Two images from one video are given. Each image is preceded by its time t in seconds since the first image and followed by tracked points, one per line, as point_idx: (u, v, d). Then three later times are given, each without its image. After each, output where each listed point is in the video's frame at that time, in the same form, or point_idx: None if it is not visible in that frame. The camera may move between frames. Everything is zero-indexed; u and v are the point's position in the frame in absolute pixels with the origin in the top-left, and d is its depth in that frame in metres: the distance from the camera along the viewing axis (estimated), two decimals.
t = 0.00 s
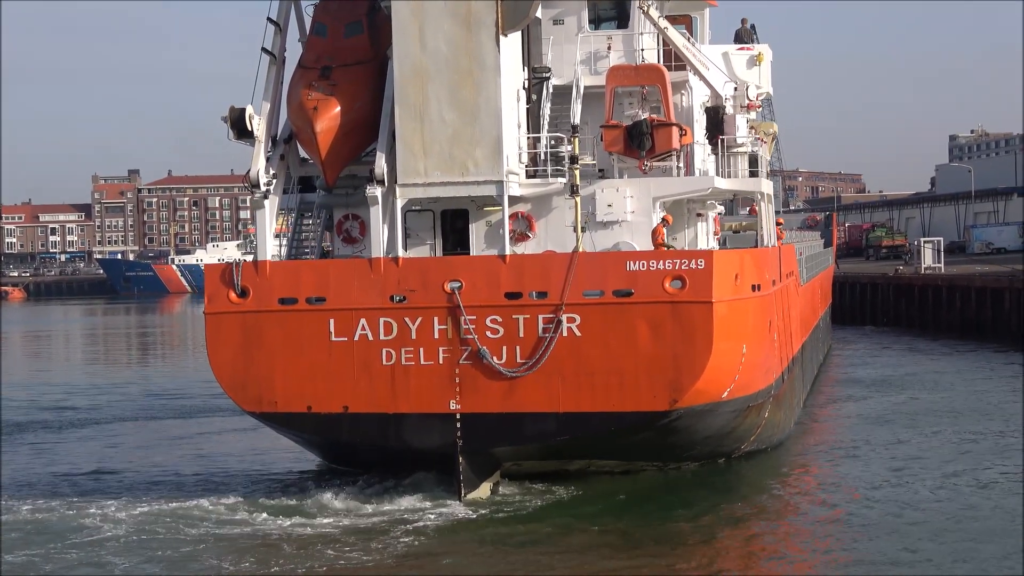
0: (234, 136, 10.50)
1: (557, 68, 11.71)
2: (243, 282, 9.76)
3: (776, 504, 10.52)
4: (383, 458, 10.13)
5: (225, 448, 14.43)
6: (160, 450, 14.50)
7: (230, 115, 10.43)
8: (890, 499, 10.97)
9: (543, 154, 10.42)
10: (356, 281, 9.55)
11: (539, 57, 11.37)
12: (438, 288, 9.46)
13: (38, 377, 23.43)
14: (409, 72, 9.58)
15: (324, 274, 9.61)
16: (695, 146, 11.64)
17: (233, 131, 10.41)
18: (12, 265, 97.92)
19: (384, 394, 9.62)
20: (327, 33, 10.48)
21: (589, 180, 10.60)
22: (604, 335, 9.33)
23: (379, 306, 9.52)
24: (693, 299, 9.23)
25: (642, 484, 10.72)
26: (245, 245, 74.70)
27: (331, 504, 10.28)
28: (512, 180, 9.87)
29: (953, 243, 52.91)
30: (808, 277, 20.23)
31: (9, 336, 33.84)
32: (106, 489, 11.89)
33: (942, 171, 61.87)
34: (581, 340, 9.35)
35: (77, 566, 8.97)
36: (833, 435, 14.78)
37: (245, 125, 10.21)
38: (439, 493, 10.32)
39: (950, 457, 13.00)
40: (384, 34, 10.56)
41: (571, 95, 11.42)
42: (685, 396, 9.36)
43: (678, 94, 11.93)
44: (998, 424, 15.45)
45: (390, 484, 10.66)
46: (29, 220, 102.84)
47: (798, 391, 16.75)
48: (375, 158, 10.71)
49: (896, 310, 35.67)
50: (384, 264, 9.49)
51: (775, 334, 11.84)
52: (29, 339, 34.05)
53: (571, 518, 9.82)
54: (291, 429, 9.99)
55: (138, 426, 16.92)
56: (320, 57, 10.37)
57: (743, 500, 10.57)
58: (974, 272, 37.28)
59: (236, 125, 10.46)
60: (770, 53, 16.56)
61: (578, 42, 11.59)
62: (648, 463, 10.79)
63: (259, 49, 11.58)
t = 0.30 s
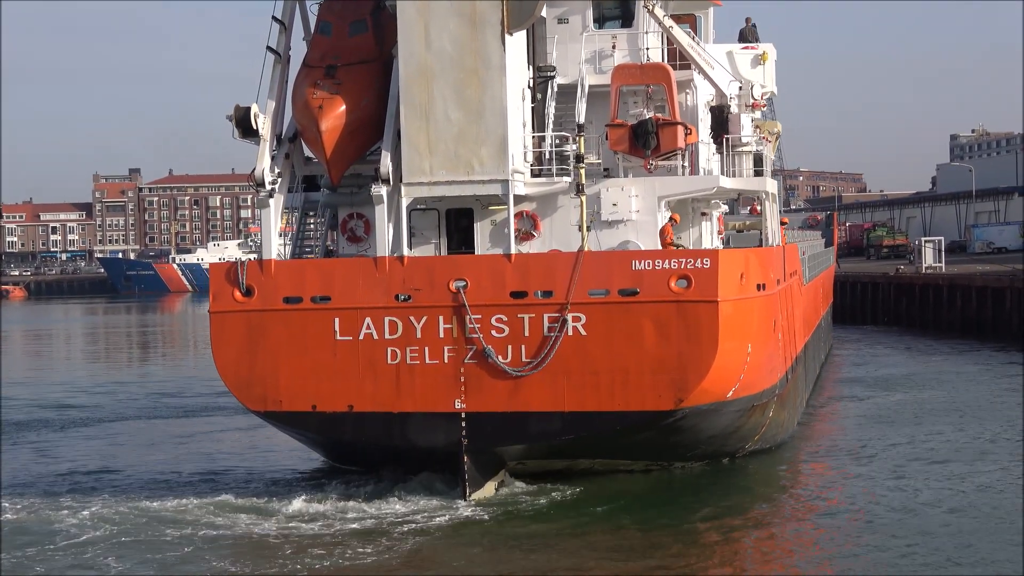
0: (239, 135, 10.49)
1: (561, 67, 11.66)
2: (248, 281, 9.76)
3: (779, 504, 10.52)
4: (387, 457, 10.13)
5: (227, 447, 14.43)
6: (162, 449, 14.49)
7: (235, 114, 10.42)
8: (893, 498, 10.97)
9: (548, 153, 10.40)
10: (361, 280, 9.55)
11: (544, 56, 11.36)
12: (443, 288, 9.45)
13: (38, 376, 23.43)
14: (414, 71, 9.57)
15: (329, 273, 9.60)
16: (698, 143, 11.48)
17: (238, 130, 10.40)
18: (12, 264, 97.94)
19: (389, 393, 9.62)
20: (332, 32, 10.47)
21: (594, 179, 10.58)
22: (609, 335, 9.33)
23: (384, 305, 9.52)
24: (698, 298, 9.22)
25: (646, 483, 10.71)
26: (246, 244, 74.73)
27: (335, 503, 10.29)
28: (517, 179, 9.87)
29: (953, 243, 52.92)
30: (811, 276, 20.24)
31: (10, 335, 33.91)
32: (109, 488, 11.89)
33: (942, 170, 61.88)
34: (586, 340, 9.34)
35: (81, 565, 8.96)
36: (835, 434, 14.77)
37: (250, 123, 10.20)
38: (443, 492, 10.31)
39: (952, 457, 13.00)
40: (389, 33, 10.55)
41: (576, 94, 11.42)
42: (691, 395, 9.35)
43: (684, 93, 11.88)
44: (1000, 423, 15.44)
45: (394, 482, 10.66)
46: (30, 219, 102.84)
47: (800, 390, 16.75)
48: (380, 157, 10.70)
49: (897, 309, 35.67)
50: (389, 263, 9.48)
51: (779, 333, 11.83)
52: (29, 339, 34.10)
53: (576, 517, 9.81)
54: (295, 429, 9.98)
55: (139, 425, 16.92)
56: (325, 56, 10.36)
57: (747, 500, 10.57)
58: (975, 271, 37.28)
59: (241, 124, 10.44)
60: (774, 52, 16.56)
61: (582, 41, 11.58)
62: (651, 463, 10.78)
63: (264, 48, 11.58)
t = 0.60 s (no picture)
0: (243, 134, 10.50)
1: (566, 67, 11.62)
2: (251, 280, 9.75)
3: (782, 504, 10.51)
4: (391, 457, 10.12)
5: (228, 446, 14.42)
6: (163, 448, 14.47)
7: (239, 114, 10.42)
8: (896, 498, 10.97)
9: (552, 153, 10.40)
10: (365, 280, 9.55)
11: (548, 55, 11.35)
12: (447, 287, 9.45)
13: (37, 376, 23.39)
14: (418, 70, 9.57)
15: (333, 273, 9.60)
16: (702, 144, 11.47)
17: (242, 130, 10.41)
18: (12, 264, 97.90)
19: (393, 393, 9.61)
20: (336, 31, 10.46)
21: (598, 179, 10.57)
22: (613, 335, 9.32)
23: (388, 305, 9.51)
24: (702, 298, 9.22)
25: (650, 483, 10.70)
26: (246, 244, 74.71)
27: (338, 503, 10.28)
28: (521, 179, 9.86)
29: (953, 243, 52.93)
30: (812, 276, 20.25)
31: (9, 335, 33.88)
32: (111, 487, 11.87)
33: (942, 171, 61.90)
34: (590, 339, 9.34)
35: (85, 565, 8.95)
36: (837, 434, 14.77)
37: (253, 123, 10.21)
38: (447, 492, 10.30)
39: (954, 457, 13.00)
40: (393, 32, 10.55)
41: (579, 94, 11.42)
42: (695, 395, 9.35)
43: (688, 93, 11.86)
44: (1001, 423, 15.45)
45: (397, 482, 10.65)
46: (30, 218, 102.79)
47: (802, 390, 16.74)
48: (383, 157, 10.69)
49: (897, 309, 35.67)
50: (393, 263, 9.48)
51: (782, 333, 11.83)
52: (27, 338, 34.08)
53: (580, 517, 9.80)
54: (299, 428, 9.98)
55: (140, 424, 16.91)
56: (329, 56, 10.36)
57: (751, 499, 10.57)
58: (975, 272, 37.30)
59: (245, 123, 10.44)
60: (777, 52, 16.56)
61: (586, 41, 11.57)
62: (655, 463, 10.77)
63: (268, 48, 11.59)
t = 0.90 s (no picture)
0: (247, 134, 10.51)
1: (570, 68, 11.68)
2: (255, 280, 9.75)
3: (785, 506, 10.50)
4: (393, 457, 10.11)
5: (228, 446, 14.40)
6: (164, 448, 14.46)
7: (243, 113, 10.43)
8: (899, 500, 10.96)
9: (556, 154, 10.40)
10: (368, 280, 9.54)
11: (552, 56, 11.36)
12: (451, 288, 9.45)
13: (37, 375, 23.37)
14: (422, 70, 9.56)
15: (336, 273, 9.59)
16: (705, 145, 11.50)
17: (246, 129, 10.42)
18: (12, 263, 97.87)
19: (396, 393, 9.60)
20: (339, 31, 10.47)
21: (602, 180, 10.57)
22: (617, 336, 9.31)
23: (392, 305, 9.51)
24: (706, 299, 9.21)
25: (652, 485, 10.69)
26: (245, 244, 74.62)
27: (341, 504, 10.26)
28: (525, 180, 9.85)
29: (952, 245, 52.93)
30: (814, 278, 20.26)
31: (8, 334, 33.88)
32: (110, 488, 11.85)
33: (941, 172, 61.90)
34: (594, 340, 9.33)
35: (85, 565, 8.93)
36: (839, 436, 14.76)
37: (257, 123, 10.22)
38: (450, 493, 10.29)
39: (955, 458, 12.99)
40: (396, 32, 10.55)
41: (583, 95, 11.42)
42: (699, 396, 9.33)
43: (690, 94, 11.87)
44: (1002, 425, 15.44)
45: (399, 483, 10.64)
46: (29, 218, 102.73)
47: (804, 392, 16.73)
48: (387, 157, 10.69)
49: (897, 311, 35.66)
50: (396, 263, 9.48)
51: (785, 335, 11.82)
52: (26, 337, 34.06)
53: (583, 518, 9.78)
54: (302, 429, 9.97)
55: (141, 424, 16.89)
56: (333, 56, 10.37)
57: (753, 501, 10.56)
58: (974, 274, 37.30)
59: (248, 123, 10.45)
60: (780, 53, 16.58)
61: (589, 41, 11.57)
62: (657, 464, 10.76)
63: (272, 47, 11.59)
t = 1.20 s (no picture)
0: (251, 135, 10.50)
1: (572, 69, 11.64)
2: (258, 282, 9.74)
3: (788, 507, 10.49)
4: (396, 459, 10.10)
5: (229, 447, 14.38)
6: (166, 449, 14.45)
7: (247, 114, 10.41)
8: (901, 501, 10.95)
9: (559, 155, 10.40)
10: (371, 281, 9.54)
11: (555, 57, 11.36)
12: (454, 289, 9.44)
13: (37, 376, 23.36)
14: (426, 70, 9.56)
15: (340, 274, 9.59)
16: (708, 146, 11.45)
17: (250, 130, 10.41)
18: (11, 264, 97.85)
19: (399, 394, 9.60)
20: (343, 31, 10.47)
21: (605, 181, 10.56)
22: (621, 337, 9.31)
23: (395, 307, 9.50)
24: (710, 300, 9.21)
25: (655, 487, 10.68)
26: (245, 244, 74.56)
27: (343, 505, 10.26)
28: (529, 181, 9.85)
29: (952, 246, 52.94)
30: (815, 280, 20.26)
31: (8, 335, 33.90)
32: (111, 489, 11.84)
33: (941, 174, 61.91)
34: (597, 342, 9.32)
35: (87, 566, 8.93)
36: (840, 438, 14.75)
37: (261, 124, 10.21)
38: (453, 494, 10.27)
39: (956, 460, 12.98)
40: (400, 33, 10.55)
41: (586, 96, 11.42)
42: (702, 398, 9.32)
43: (694, 96, 11.90)
44: (1003, 426, 15.42)
45: (401, 484, 10.63)
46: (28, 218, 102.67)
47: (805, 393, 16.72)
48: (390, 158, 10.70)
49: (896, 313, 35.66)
50: (400, 264, 9.47)
51: (788, 336, 11.81)
52: (26, 338, 34.05)
53: (586, 520, 9.77)
54: (305, 430, 9.96)
55: (142, 425, 16.89)
56: (336, 56, 10.35)
57: (756, 503, 10.54)
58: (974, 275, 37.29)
59: (252, 124, 10.44)
60: (782, 55, 16.58)
61: (592, 43, 11.54)
62: (660, 466, 10.75)
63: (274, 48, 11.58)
